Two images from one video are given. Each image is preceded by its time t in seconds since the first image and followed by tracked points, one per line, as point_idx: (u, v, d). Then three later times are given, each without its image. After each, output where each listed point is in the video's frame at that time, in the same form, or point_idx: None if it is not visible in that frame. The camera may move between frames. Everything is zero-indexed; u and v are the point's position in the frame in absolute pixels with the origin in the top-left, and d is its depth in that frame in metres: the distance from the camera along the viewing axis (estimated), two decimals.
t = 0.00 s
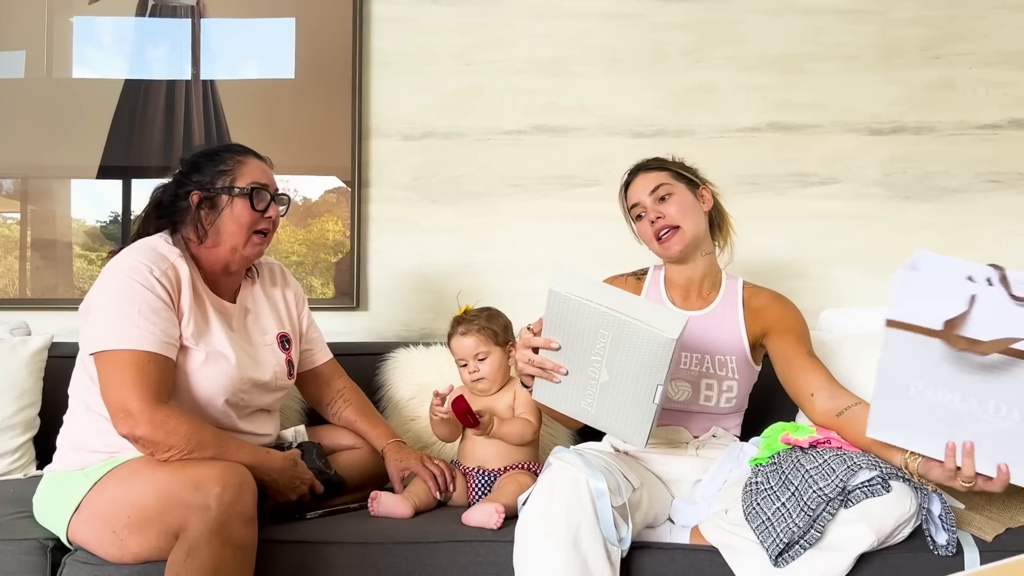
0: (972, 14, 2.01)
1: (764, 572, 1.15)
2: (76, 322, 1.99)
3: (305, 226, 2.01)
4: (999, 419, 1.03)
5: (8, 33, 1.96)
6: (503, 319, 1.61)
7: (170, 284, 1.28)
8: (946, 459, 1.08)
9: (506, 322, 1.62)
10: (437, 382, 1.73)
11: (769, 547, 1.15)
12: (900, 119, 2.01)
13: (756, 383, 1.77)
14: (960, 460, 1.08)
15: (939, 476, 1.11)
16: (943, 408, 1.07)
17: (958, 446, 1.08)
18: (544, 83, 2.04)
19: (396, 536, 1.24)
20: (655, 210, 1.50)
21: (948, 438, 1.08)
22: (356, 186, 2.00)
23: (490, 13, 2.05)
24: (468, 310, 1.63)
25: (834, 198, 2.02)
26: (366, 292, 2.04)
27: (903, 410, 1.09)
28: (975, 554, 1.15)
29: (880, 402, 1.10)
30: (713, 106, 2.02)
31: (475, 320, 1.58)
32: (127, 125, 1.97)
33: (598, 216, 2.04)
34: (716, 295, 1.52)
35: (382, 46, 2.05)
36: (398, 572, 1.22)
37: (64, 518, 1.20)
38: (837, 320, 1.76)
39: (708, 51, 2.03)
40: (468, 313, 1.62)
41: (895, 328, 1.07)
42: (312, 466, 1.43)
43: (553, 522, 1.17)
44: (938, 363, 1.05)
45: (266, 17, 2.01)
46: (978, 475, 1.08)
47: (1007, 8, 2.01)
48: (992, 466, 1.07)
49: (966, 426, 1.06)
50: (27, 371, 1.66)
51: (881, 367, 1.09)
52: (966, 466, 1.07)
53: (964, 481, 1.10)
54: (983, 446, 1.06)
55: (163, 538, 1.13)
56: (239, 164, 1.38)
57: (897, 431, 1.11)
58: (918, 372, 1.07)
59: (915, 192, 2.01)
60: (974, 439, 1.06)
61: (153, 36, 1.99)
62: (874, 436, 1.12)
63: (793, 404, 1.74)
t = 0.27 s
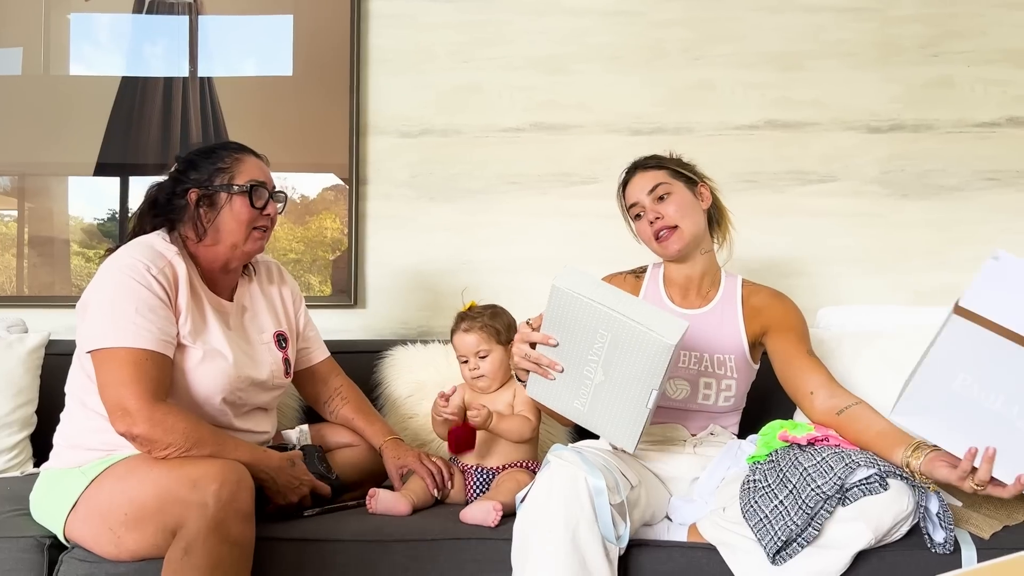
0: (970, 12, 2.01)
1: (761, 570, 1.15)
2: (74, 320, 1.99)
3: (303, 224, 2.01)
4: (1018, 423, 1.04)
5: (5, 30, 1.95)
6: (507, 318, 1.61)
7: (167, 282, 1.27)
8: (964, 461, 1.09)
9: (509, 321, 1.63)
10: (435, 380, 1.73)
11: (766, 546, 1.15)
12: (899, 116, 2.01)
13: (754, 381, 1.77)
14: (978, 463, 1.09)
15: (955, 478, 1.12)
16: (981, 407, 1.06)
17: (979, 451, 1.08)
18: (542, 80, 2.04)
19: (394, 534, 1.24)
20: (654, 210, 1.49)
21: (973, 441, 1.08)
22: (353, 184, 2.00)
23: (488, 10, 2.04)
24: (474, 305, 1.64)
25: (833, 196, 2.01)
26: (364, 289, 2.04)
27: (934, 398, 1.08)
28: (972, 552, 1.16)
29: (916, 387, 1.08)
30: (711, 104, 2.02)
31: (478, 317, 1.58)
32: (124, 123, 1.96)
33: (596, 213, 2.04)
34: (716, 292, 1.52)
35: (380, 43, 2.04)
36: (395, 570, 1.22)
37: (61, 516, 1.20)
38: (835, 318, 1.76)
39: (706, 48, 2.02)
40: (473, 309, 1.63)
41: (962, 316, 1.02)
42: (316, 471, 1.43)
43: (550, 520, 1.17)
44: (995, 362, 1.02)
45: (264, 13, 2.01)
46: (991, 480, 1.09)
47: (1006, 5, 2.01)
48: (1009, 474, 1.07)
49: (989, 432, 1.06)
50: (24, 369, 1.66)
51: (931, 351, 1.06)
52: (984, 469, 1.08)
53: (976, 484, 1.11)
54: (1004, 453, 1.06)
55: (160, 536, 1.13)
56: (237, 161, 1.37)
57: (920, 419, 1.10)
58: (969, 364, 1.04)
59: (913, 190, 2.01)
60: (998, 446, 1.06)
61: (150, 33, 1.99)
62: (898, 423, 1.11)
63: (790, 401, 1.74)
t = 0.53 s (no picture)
0: (969, 9, 2.01)
1: (760, 567, 1.15)
2: (71, 317, 1.99)
3: (301, 221, 2.01)
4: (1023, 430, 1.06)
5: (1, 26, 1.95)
6: (507, 316, 1.62)
7: (164, 282, 1.27)
8: (971, 464, 1.11)
9: (510, 317, 1.63)
10: (434, 377, 1.73)
11: (766, 542, 1.15)
12: (897, 114, 2.01)
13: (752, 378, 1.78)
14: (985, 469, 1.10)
15: (956, 476, 1.12)
16: (992, 413, 1.07)
17: (987, 459, 1.10)
18: (541, 78, 2.04)
19: (394, 531, 1.24)
20: (651, 210, 1.49)
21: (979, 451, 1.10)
22: (352, 181, 2.00)
23: (487, 7, 2.04)
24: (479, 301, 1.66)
25: (831, 193, 2.02)
26: (362, 287, 2.04)
27: (944, 403, 1.10)
28: (970, 549, 1.16)
29: (927, 391, 1.10)
30: (710, 102, 2.02)
31: (475, 312, 1.60)
32: (121, 119, 1.96)
33: (595, 210, 2.04)
34: (715, 290, 1.52)
35: (378, 39, 2.04)
36: (395, 568, 1.22)
37: (60, 514, 1.20)
38: (833, 316, 1.76)
39: (705, 45, 2.02)
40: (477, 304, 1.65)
41: (980, 325, 1.03)
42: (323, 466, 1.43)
43: (550, 517, 1.17)
44: (1009, 370, 1.03)
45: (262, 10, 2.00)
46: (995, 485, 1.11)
47: (1004, 3, 2.01)
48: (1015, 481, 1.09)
49: (997, 439, 1.08)
50: (22, 366, 1.65)
51: (945, 358, 1.08)
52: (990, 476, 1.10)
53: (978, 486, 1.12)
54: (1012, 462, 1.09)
55: (160, 533, 1.13)
56: (236, 158, 1.37)
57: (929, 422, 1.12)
58: (983, 370, 1.05)
59: (911, 187, 2.01)
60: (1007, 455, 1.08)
61: (147, 29, 1.98)
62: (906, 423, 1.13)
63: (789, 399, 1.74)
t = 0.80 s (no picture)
0: (966, 7, 2.01)
1: (757, 564, 1.16)
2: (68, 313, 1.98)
3: (298, 217, 2.00)
4: None
5: None
6: (492, 316, 1.61)
7: (158, 280, 1.27)
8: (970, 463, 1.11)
9: (496, 315, 1.62)
10: (432, 374, 1.74)
11: (763, 539, 1.15)
12: (894, 111, 2.02)
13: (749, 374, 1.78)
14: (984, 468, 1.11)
15: (954, 474, 1.13)
16: (995, 410, 1.06)
17: (987, 459, 1.10)
18: (538, 74, 2.03)
19: (392, 527, 1.25)
20: (648, 207, 1.49)
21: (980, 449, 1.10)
22: (349, 177, 1.99)
23: (484, 4, 2.03)
24: (468, 298, 1.66)
25: (828, 190, 2.02)
26: (360, 284, 2.03)
27: (947, 399, 1.09)
28: (967, 545, 1.17)
29: (930, 387, 1.09)
30: (707, 98, 2.02)
31: (458, 315, 1.60)
32: (118, 115, 1.95)
33: (592, 207, 2.04)
34: (712, 287, 1.53)
35: (375, 36, 2.03)
36: (394, 564, 1.22)
37: (56, 511, 1.20)
38: (830, 312, 1.76)
39: (702, 42, 2.02)
40: (469, 302, 1.64)
41: (987, 322, 1.02)
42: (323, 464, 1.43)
43: (549, 514, 1.17)
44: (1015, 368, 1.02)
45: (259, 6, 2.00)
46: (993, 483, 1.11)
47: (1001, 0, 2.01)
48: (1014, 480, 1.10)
49: (999, 435, 1.08)
50: (18, 362, 1.65)
51: (949, 354, 1.06)
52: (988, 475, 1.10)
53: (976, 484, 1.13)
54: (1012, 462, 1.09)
55: (158, 530, 1.13)
56: (239, 158, 1.36)
57: (931, 417, 1.11)
58: (989, 368, 1.04)
59: (908, 184, 2.02)
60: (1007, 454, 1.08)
61: (144, 25, 1.97)
62: (908, 419, 1.12)
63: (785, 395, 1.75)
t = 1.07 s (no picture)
0: (963, 6, 2.01)
1: (755, 563, 1.16)
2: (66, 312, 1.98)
3: (296, 216, 2.00)
4: None
5: None
6: (480, 316, 1.59)
7: (156, 281, 1.27)
8: (968, 462, 1.11)
9: (484, 315, 1.60)
10: (430, 373, 1.74)
11: (761, 539, 1.15)
12: (892, 110, 2.02)
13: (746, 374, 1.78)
14: (983, 468, 1.11)
15: (952, 473, 1.13)
16: (997, 411, 1.06)
17: (985, 459, 1.11)
18: (536, 73, 2.03)
19: (390, 526, 1.25)
20: (645, 208, 1.49)
21: (979, 449, 1.10)
22: (347, 176, 1.99)
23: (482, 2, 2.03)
24: (462, 297, 1.65)
25: (826, 189, 2.02)
26: (358, 283, 2.03)
27: (948, 399, 1.09)
28: (963, 544, 1.17)
29: (933, 386, 1.09)
30: (705, 98, 2.02)
31: (447, 316, 1.60)
32: (116, 113, 1.95)
33: (590, 206, 2.04)
34: (709, 287, 1.53)
35: (374, 34, 2.03)
36: (391, 564, 1.22)
37: (54, 510, 1.19)
38: (828, 311, 1.76)
39: (701, 41, 2.02)
40: (460, 301, 1.63)
41: (993, 324, 1.02)
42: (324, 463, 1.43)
43: (547, 513, 1.17)
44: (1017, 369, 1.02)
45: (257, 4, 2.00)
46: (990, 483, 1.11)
47: None
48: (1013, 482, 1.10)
49: (998, 436, 1.08)
50: (16, 361, 1.65)
51: (954, 355, 1.06)
52: (987, 475, 1.10)
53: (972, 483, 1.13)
54: (1010, 463, 1.09)
55: (158, 528, 1.13)
56: (253, 174, 1.34)
57: (932, 416, 1.12)
58: (991, 369, 1.04)
59: (906, 183, 2.02)
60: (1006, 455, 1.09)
61: (141, 23, 1.97)
62: (909, 419, 1.13)
63: (783, 394, 1.75)
